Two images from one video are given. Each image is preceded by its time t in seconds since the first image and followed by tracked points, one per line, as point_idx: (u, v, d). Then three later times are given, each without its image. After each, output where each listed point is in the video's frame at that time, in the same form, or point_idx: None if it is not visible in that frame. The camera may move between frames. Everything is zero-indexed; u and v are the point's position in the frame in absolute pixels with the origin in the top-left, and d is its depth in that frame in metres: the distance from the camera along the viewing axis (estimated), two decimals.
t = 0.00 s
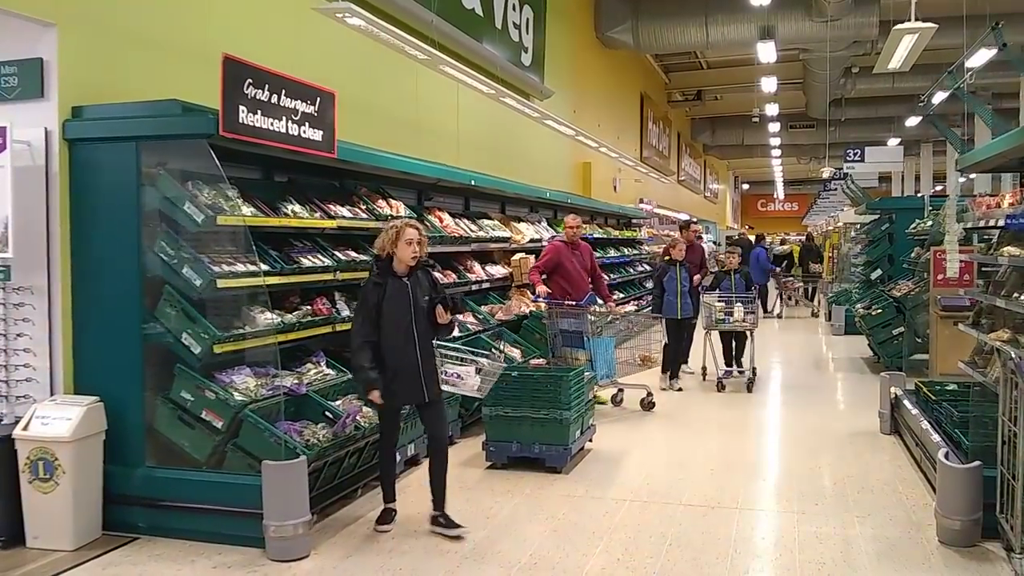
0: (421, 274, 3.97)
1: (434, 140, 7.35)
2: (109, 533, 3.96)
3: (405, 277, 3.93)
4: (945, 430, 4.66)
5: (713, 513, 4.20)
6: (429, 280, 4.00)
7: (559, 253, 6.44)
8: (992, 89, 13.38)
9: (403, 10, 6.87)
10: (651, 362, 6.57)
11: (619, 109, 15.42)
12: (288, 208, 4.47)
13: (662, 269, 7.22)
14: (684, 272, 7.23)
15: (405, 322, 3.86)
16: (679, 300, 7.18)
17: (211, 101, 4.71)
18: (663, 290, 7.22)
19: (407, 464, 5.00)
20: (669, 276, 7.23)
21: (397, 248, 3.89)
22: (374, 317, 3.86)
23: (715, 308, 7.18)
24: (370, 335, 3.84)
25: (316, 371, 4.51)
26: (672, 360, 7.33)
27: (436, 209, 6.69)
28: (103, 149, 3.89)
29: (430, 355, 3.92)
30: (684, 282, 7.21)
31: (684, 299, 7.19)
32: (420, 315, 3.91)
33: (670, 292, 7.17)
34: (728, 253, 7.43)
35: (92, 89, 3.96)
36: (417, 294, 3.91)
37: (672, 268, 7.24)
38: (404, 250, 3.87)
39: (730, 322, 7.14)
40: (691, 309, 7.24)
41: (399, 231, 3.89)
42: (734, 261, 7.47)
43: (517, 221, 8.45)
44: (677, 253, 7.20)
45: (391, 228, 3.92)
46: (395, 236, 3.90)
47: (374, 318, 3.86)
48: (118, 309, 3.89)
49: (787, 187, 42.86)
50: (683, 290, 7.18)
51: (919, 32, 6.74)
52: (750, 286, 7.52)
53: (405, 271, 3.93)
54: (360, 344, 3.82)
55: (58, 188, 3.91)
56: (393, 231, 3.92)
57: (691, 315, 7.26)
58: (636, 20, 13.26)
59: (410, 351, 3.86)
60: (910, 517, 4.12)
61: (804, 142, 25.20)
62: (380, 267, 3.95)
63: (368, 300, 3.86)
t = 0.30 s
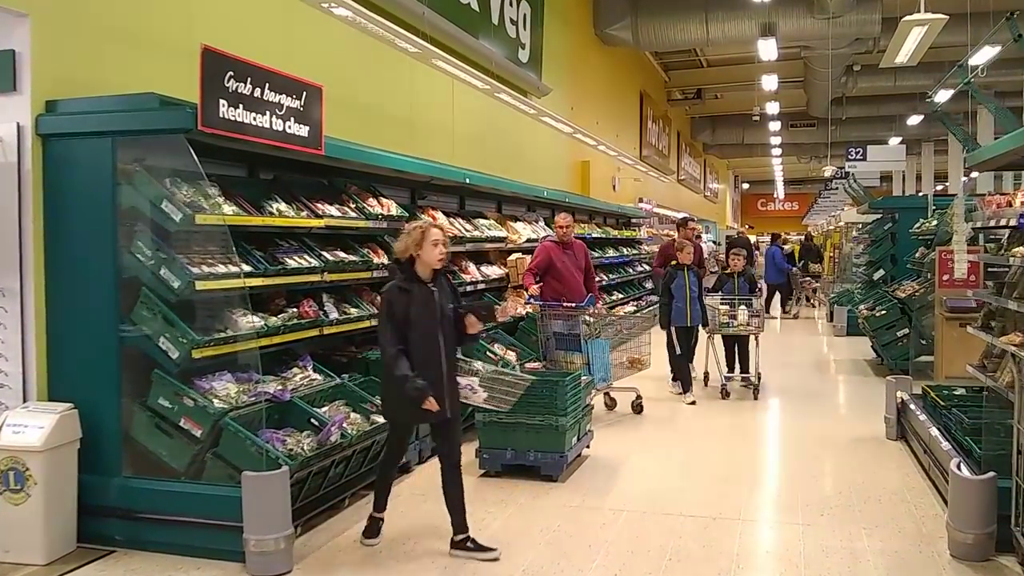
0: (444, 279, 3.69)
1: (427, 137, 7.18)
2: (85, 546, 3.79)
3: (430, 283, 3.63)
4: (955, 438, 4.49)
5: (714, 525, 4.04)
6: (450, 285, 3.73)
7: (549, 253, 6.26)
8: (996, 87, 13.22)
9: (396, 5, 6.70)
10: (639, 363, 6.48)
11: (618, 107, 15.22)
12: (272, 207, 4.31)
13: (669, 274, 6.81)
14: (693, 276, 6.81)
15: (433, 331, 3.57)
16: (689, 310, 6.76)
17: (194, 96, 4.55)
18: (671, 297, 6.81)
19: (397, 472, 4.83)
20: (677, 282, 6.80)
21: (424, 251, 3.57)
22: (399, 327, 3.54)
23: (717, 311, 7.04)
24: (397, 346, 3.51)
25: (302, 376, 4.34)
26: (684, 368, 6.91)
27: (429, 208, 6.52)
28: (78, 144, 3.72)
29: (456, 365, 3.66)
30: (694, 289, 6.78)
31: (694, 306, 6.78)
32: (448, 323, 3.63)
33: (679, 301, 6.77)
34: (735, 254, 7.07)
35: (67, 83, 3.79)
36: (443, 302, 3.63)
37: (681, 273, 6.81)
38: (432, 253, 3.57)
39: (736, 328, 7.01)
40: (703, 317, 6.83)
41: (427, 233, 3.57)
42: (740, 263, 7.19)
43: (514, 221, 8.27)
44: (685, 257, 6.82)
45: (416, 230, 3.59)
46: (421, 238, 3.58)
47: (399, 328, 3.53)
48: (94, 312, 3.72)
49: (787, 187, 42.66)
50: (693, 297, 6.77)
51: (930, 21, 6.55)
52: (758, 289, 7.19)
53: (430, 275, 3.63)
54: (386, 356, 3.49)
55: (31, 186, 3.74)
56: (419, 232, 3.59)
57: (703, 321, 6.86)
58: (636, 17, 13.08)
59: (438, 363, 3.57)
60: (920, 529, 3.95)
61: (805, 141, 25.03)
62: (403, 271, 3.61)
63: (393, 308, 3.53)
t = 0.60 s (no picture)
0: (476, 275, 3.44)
1: (419, 135, 7.04)
2: (58, 557, 3.65)
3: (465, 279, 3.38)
4: (961, 444, 4.36)
5: (712, 535, 3.90)
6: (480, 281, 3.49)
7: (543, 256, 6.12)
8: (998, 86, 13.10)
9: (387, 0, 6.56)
10: (628, 364, 6.38)
11: (616, 107, 15.08)
12: (255, 207, 4.17)
13: (674, 272, 6.67)
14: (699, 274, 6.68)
15: (472, 331, 3.32)
16: (696, 309, 6.62)
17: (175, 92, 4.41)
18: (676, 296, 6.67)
19: (386, 478, 4.69)
20: (683, 280, 6.67)
21: (463, 246, 3.31)
22: (438, 326, 3.24)
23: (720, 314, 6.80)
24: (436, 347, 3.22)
25: (286, 381, 4.20)
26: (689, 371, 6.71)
27: (422, 207, 6.38)
28: (51, 141, 3.58)
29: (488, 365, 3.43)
30: (700, 288, 6.64)
31: (700, 305, 6.64)
32: (484, 322, 3.39)
33: (685, 300, 6.62)
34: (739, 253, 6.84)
35: (40, 77, 3.65)
36: (479, 299, 3.39)
37: (686, 270, 6.68)
38: (471, 248, 3.33)
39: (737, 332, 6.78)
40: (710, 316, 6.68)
41: (466, 226, 3.32)
42: (746, 264, 6.94)
43: (509, 221, 8.12)
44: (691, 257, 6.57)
45: (453, 223, 3.32)
46: (459, 230, 3.32)
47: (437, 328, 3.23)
48: (68, 315, 3.58)
49: (787, 187, 42.52)
50: (699, 295, 6.63)
51: (934, 15, 6.43)
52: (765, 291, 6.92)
53: (464, 271, 3.38)
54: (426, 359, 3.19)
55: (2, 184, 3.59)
56: (456, 226, 3.32)
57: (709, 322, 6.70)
58: (634, 15, 12.94)
59: (475, 364, 3.32)
60: (925, 540, 3.82)
61: (804, 141, 24.92)
62: (437, 267, 3.32)
63: (433, 307, 3.22)
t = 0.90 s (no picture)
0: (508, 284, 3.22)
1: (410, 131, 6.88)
2: (25, 566, 3.51)
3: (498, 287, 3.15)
4: (964, 450, 4.21)
5: (705, 545, 3.75)
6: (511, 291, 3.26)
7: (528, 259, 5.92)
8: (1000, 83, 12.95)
9: None
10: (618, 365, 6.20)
11: (614, 104, 14.91)
12: (233, 203, 4.03)
13: (672, 275, 6.31)
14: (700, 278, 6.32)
15: (504, 344, 3.07)
16: (694, 315, 6.26)
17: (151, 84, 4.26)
18: (675, 299, 6.32)
19: (370, 484, 4.55)
20: (682, 283, 6.32)
21: (498, 251, 3.09)
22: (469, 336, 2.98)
23: (720, 316, 6.58)
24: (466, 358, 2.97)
25: (265, 384, 4.06)
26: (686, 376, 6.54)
27: (412, 205, 6.22)
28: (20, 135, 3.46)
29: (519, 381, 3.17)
30: (700, 293, 6.29)
31: (699, 311, 6.27)
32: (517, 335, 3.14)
33: (684, 304, 6.27)
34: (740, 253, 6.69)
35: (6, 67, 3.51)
36: (512, 309, 3.15)
37: (686, 273, 6.33)
38: (506, 254, 3.12)
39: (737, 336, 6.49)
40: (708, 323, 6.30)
41: (502, 230, 3.12)
42: (746, 265, 6.82)
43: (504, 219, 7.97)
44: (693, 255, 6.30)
45: (489, 226, 3.10)
46: (493, 234, 3.10)
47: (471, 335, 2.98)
48: (36, 315, 3.44)
49: (787, 186, 42.36)
50: (699, 301, 6.27)
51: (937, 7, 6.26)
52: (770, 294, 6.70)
53: (495, 278, 3.16)
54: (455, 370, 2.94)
55: None
56: (491, 229, 3.11)
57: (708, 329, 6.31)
58: (632, 11, 12.78)
59: (505, 379, 3.07)
60: (927, 551, 3.67)
61: (804, 140, 24.76)
62: (470, 273, 3.09)
63: (465, 314, 2.97)
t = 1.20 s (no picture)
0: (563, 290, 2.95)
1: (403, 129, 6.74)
2: None
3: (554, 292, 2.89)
4: (974, 460, 4.07)
5: (704, 558, 3.60)
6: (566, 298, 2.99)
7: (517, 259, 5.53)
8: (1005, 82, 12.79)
9: None
10: (617, 370, 6.06)
11: (614, 103, 14.76)
12: (214, 204, 3.90)
13: (671, 275, 6.20)
14: (698, 279, 6.11)
15: (569, 353, 2.75)
16: (689, 317, 6.11)
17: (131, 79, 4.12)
18: (672, 301, 6.19)
19: (359, 493, 4.40)
20: (679, 285, 6.16)
21: (552, 252, 2.87)
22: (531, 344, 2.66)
23: (721, 321, 6.35)
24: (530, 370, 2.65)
25: (249, 390, 3.92)
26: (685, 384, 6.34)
27: (405, 204, 6.07)
28: None
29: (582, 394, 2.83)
30: (697, 294, 6.11)
31: (696, 314, 6.10)
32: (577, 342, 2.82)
33: (680, 306, 6.14)
34: (743, 255, 6.55)
35: None
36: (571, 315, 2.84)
37: (683, 273, 6.18)
38: (560, 255, 2.90)
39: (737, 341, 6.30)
40: (707, 326, 6.12)
41: (555, 229, 2.89)
42: (748, 266, 6.68)
43: (501, 219, 7.82)
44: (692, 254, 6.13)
45: (541, 225, 2.87)
46: (546, 234, 2.87)
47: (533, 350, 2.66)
48: (6, 320, 3.30)
49: (789, 186, 42.18)
50: (696, 303, 6.10)
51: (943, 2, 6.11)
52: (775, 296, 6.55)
53: (549, 281, 2.93)
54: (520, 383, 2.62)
55: None
56: (543, 229, 2.88)
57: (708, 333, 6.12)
58: (632, 9, 12.63)
59: (575, 392, 2.74)
60: (936, 565, 3.52)
61: (807, 139, 24.61)
62: (524, 277, 2.84)
63: (525, 324, 2.66)
